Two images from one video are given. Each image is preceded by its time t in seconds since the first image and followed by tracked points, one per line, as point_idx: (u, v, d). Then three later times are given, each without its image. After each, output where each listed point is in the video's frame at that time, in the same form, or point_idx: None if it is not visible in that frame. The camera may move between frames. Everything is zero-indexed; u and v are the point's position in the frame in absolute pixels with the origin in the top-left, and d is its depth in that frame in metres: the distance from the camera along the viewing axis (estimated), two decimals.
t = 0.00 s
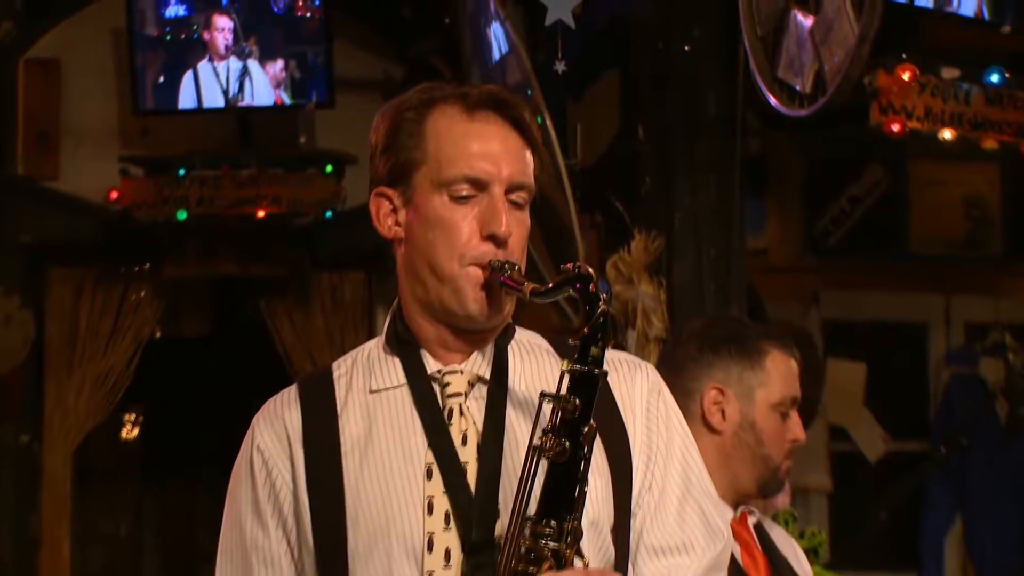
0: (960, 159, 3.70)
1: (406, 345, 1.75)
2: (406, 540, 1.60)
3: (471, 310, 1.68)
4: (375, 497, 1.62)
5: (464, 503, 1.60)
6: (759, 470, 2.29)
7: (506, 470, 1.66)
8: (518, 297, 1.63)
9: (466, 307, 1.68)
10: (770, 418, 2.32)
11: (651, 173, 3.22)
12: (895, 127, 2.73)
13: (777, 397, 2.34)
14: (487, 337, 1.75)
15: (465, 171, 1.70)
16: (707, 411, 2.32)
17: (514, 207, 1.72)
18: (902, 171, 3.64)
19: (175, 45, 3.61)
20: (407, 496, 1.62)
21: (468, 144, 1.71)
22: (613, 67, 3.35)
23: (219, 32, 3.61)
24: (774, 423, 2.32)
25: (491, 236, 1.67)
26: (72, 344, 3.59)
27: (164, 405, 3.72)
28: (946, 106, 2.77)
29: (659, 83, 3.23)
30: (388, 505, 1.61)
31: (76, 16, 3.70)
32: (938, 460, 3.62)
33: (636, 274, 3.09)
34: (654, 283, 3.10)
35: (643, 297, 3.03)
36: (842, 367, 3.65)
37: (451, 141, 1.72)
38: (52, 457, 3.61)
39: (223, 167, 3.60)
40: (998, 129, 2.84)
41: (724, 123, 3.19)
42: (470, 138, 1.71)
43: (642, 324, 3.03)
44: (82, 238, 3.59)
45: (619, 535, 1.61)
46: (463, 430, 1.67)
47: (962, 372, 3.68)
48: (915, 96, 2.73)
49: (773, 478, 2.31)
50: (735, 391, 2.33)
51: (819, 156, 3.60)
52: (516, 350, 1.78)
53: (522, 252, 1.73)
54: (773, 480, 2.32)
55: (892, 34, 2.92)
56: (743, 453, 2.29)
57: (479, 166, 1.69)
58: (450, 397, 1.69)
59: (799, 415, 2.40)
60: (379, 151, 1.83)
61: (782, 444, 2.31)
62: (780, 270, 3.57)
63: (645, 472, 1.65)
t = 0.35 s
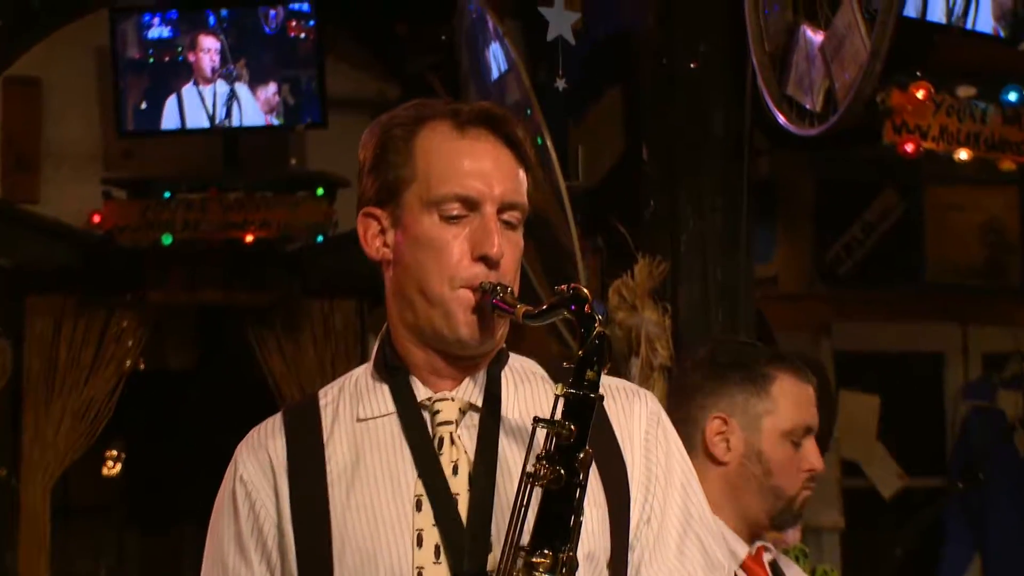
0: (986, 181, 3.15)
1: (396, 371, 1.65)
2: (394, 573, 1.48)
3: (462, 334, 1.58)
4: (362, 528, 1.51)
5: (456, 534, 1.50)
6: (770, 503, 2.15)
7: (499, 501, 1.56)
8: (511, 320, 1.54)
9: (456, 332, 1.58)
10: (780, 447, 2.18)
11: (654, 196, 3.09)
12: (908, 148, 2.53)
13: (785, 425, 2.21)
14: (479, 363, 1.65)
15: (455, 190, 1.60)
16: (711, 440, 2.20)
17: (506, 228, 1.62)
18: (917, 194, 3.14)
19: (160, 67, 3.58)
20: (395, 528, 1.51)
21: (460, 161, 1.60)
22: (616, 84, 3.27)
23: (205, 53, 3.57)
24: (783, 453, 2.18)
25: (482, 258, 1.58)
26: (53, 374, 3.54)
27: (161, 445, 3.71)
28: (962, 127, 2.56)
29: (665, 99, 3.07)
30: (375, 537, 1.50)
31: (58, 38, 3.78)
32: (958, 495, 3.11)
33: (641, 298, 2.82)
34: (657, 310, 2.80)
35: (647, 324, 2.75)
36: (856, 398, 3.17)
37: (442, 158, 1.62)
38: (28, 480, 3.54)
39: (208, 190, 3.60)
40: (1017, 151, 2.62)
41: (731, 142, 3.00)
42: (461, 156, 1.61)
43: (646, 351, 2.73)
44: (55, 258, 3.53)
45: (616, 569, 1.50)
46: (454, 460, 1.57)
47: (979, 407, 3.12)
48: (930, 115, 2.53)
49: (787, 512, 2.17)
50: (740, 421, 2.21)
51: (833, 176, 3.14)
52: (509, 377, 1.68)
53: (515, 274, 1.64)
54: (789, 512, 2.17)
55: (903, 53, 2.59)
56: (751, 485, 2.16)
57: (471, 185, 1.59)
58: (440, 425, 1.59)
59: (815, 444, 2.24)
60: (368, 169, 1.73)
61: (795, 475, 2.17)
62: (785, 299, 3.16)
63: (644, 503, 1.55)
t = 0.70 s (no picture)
0: (1008, 193, 3.14)
1: (387, 388, 1.54)
2: None
3: (457, 348, 1.48)
4: (355, 548, 1.42)
5: (452, 555, 1.41)
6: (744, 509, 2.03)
7: (498, 523, 1.46)
8: (509, 332, 1.43)
9: (450, 346, 1.48)
10: (745, 449, 2.06)
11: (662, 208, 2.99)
12: (927, 153, 3.09)
13: (749, 425, 2.07)
14: (475, 377, 1.54)
15: (450, 197, 1.50)
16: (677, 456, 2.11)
17: (504, 237, 1.52)
18: (937, 207, 3.10)
19: (142, 76, 3.14)
20: (388, 549, 1.42)
21: (455, 167, 1.51)
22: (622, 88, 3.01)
23: (190, 60, 3.13)
24: (747, 455, 2.05)
25: (479, 267, 1.48)
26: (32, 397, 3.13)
27: (135, 483, 3.11)
28: (982, 132, 3.10)
29: (670, 107, 2.99)
30: (368, 558, 1.41)
31: (34, 38, 3.19)
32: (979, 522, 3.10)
33: (646, 311, 2.75)
34: (662, 326, 2.73)
35: (654, 338, 2.65)
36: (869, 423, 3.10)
37: (436, 164, 1.52)
38: None
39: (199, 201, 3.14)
40: None
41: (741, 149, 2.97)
42: (457, 162, 1.51)
43: (653, 368, 2.61)
44: (38, 278, 3.09)
45: None
46: (450, 478, 1.47)
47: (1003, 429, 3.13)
48: (945, 122, 3.07)
49: (769, 516, 2.02)
50: (699, 432, 2.10)
51: (845, 191, 3.08)
52: (506, 393, 1.57)
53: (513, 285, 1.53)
54: (770, 515, 2.02)
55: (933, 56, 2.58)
56: (721, 494, 2.04)
57: (466, 192, 1.49)
58: (435, 442, 1.49)
59: (791, 435, 2.07)
60: (358, 175, 1.62)
61: (766, 476, 2.03)
62: (803, 316, 3.06)
63: (648, 524, 1.47)
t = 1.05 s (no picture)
0: None
1: (381, 395, 1.44)
2: None
3: (455, 353, 1.37)
4: (346, 565, 1.32)
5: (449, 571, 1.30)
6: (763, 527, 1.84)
7: (497, 537, 1.36)
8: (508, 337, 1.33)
9: (448, 351, 1.37)
10: (766, 465, 1.85)
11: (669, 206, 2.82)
12: (948, 151, 2.51)
13: (771, 437, 1.86)
14: (473, 385, 1.44)
15: (447, 195, 1.39)
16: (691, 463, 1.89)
17: (503, 237, 1.42)
18: (958, 205, 2.84)
19: (122, 70, 3.37)
20: (381, 566, 1.32)
21: (452, 163, 1.40)
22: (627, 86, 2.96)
23: (175, 53, 3.36)
24: (767, 470, 1.84)
25: (478, 269, 1.38)
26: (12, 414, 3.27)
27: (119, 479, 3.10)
28: (1009, 129, 2.47)
29: (677, 99, 2.80)
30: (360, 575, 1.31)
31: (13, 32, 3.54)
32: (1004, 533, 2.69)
33: (654, 316, 2.55)
34: (672, 330, 2.54)
35: (661, 344, 2.49)
36: (891, 431, 2.87)
37: (432, 160, 1.41)
38: None
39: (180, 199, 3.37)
40: None
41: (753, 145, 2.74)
42: (454, 157, 1.41)
43: (660, 376, 2.47)
44: (20, 283, 3.33)
45: None
46: (447, 490, 1.37)
47: None
48: (971, 117, 2.46)
49: (785, 539, 1.84)
50: (716, 441, 1.88)
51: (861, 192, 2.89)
52: (506, 400, 1.47)
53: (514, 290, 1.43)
54: (786, 536, 1.84)
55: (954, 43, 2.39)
56: (734, 512, 1.84)
57: (464, 190, 1.39)
58: (430, 453, 1.39)
59: (812, 452, 1.87)
60: (352, 173, 1.52)
61: (786, 494, 1.84)
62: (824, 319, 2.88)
63: (655, 540, 1.36)
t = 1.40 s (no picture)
0: None
1: (374, 402, 1.36)
2: None
3: (452, 355, 1.28)
4: None
5: None
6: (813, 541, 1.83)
7: (497, 550, 1.28)
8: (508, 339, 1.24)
9: (444, 354, 1.28)
10: (819, 476, 1.85)
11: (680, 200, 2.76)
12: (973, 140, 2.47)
13: (822, 452, 1.87)
14: (471, 390, 1.35)
15: (442, 190, 1.30)
16: (741, 477, 1.85)
17: (502, 234, 1.33)
18: (982, 195, 2.83)
19: (103, 58, 2.90)
20: None
21: (447, 157, 1.31)
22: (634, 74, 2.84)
23: (158, 38, 2.90)
24: (822, 483, 1.84)
25: (474, 268, 1.29)
26: None
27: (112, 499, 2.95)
28: None
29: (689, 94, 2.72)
30: None
31: None
32: None
33: (662, 318, 2.48)
34: (680, 331, 2.47)
35: (671, 346, 2.43)
36: (911, 438, 2.84)
37: (425, 153, 1.32)
38: None
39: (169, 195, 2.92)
40: None
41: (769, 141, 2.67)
42: (449, 152, 1.32)
43: (670, 380, 2.40)
44: None
45: None
46: (444, 500, 1.29)
47: None
48: (996, 108, 2.39)
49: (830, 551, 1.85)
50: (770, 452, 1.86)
51: (880, 183, 2.82)
52: (505, 406, 1.38)
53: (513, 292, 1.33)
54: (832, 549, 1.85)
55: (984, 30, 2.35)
56: (792, 525, 1.82)
57: (460, 185, 1.30)
58: (426, 461, 1.31)
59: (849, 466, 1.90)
60: (341, 169, 1.42)
61: (838, 507, 1.85)
62: (836, 320, 2.81)
63: (661, 553, 1.29)
